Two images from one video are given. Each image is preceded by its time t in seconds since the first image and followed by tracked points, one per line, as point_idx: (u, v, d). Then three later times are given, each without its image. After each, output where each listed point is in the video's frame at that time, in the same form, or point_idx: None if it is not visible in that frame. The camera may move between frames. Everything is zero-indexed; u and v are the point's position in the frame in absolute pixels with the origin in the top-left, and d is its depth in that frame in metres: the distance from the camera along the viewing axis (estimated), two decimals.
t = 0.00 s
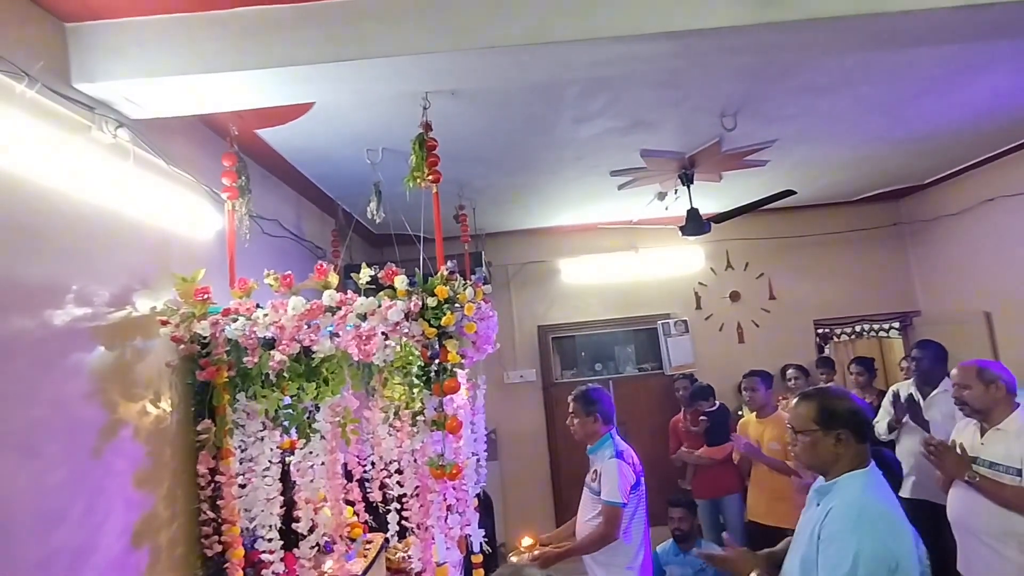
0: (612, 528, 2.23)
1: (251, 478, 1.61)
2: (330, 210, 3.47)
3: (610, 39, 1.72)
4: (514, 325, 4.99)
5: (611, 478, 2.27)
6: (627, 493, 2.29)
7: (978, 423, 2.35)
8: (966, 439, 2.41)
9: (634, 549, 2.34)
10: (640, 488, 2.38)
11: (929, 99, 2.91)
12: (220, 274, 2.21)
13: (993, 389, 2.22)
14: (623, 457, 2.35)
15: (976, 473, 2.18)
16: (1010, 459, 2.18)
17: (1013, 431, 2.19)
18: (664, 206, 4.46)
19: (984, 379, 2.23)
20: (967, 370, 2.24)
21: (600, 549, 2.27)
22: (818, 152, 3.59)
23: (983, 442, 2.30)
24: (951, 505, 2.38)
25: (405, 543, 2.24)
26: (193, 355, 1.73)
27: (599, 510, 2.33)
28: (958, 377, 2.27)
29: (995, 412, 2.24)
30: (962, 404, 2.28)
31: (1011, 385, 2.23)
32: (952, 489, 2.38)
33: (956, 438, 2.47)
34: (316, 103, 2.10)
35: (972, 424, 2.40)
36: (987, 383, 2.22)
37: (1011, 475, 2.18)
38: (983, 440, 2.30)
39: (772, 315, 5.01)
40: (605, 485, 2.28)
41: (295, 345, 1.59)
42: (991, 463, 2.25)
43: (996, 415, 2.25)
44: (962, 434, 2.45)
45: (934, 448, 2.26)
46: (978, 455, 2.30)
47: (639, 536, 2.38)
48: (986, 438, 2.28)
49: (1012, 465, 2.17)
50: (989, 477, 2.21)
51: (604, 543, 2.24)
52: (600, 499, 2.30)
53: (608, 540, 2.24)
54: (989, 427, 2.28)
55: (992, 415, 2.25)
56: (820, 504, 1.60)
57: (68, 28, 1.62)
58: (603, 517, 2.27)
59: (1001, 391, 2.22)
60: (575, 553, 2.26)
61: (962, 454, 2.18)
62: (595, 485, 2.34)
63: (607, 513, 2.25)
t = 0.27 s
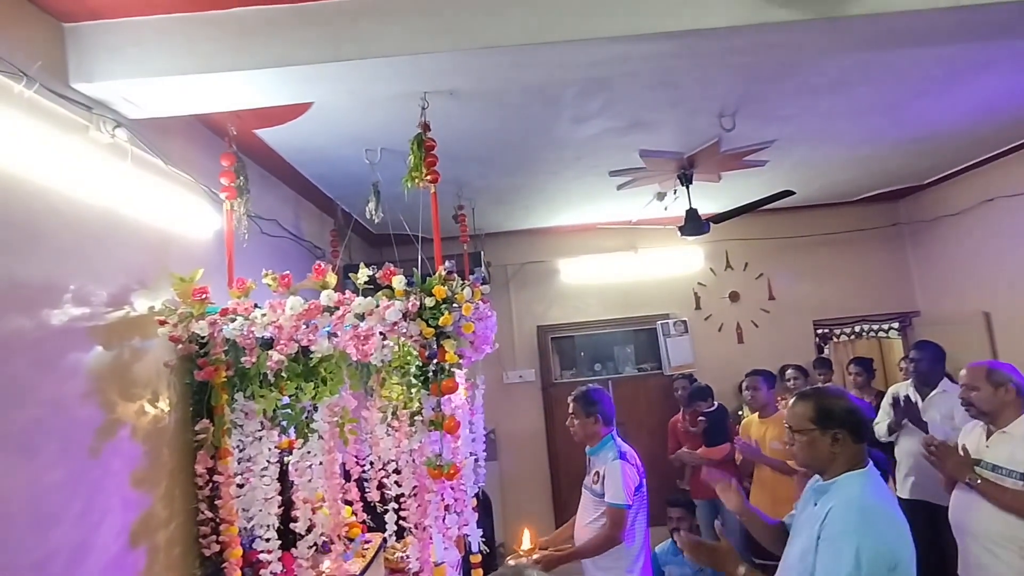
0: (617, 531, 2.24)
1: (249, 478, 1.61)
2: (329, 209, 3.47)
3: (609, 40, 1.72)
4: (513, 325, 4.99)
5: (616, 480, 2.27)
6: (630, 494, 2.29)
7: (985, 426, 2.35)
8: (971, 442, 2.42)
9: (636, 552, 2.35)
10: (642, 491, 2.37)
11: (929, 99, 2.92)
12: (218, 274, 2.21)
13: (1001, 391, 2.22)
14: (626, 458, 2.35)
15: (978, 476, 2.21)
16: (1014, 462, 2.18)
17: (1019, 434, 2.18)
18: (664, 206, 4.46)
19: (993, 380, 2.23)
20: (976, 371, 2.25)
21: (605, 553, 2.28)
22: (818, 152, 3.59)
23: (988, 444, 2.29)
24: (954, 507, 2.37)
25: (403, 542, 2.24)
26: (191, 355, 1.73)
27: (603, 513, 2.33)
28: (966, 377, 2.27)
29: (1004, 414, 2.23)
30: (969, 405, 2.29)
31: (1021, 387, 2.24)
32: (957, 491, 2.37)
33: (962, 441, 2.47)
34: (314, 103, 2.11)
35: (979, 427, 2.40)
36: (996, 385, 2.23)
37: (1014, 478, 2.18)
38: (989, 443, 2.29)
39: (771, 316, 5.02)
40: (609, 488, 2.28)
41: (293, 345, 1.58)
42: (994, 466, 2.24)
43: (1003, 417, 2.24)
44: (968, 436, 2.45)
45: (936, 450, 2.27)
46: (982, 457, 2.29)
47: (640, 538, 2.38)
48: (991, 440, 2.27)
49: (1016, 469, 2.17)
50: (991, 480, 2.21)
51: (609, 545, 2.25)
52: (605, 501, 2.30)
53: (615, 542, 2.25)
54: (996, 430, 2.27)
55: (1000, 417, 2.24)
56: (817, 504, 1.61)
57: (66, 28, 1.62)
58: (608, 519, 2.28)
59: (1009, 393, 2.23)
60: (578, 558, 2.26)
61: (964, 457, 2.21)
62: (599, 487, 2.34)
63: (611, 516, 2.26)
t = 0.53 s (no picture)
0: (614, 534, 2.25)
1: (243, 477, 1.61)
2: (326, 209, 3.47)
3: (605, 41, 1.72)
4: (510, 325, 4.99)
5: (614, 482, 2.28)
6: (628, 497, 2.30)
7: (985, 428, 2.35)
8: (970, 444, 2.42)
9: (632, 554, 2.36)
10: (640, 493, 2.37)
11: (924, 101, 2.93)
12: (214, 274, 2.21)
13: (1003, 393, 2.21)
14: (625, 460, 2.35)
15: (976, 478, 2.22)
16: (1012, 465, 2.17)
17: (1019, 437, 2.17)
18: (660, 206, 4.47)
19: (994, 382, 2.23)
20: (978, 373, 2.27)
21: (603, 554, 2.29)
22: (814, 153, 3.60)
23: (989, 447, 2.28)
24: (952, 511, 2.39)
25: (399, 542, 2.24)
26: (186, 354, 1.73)
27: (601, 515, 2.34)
28: (968, 379, 2.29)
29: (1005, 416, 2.22)
30: (971, 406, 2.29)
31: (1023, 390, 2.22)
32: (955, 494, 2.38)
33: (963, 443, 2.47)
34: (310, 103, 2.11)
35: (980, 429, 2.40)
36: (997, 387, 2.22)
37: (1012, 482, 2.17)
38: (989, 445, 2.28)
39: (767, 316, 5.03)
40: (608, 490, 2.29)
41: (287, 344, 1.59)
42: (993, 469, 2.23)
43: (1005, 420, 2.23)
44: (968, 439, 2.45)
45: (933, 452, 2.29)
46: (981, 460, 2.29)
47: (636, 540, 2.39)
48: (991, 443, 2.26)
49: (1014, 472, 2.16)
50: (990, 483, 2.21)
51: (608, 547, 2.26)
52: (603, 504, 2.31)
53: (613, 545, 2.26)
54: (997, 432, 2.26)
55: (1001, 419, 2.23)
56: (808, 499, 1.61)
57: (61, 27, 1.62)
58: (605, 521, 2.29)
59: (1011, 395, 2.21)
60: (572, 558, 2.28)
61: (961, 459, 2.23)
62: (597, 489, 2.35)
63: (609, 518, 2.26)
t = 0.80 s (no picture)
0: (604, 534, 2.25)
1: (236, 475, 1.60)
2: (321, 207, 3.47)
3: (600, 41, 1.73)
4: (505, 325, 4.99)
5: (607, 484, 2.28)
6: (621, 498, 2.30)
7: (978, 430, 2.34)
8: (963, 446, 2.40)
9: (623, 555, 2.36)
10: (632, 495, 2.38)
11: (919, 104, 2.94)
12: (207, 272, 2.21)
13: (998, 397, 2.23)
14: (618, 462, 2.35)
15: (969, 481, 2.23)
16: (1006, 470, 2.19)
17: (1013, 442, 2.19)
18: (656, 207, 4.48)
19: (991, 386, 2.24)
20: (974, 376, 2.26)
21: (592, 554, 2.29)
22: (809, 156, 3.62)
23: (981, 450, 2.29)
24: (944, 514, 2.40)
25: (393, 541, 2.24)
26: (179, 352, 1.72)
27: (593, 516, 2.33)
28: (964, 382, 2.28)
29: (1000, 420, 2.24)
30: (966, 410, 2.30)
31: (1019, 394, 2.24)
32: (946, 497, 2.40)
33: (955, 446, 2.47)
34: (305, 101, 2.11)
35: (973, 431, 2.39)
36: (993, 391, 2.23)
37: (1006, 486, 2.18)
38: (982, 449, 2.30)
39: (763, 318, 5.04)
40: (600, 491, 2.29)
41: (281, 343, 1.58)
42: (986, 473, 2.25)
43: (1000, 423, 2.25)
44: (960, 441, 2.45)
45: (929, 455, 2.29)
46: (973, 464, 2.31)
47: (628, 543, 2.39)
48: (985, 447, 2.27)
49: (1008, 477, 2.18)
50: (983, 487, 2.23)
51: (594, 547, 2.25)
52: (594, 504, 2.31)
53: (602, 544, 2.25)
54: (991, 436, 2.28)
55: (996, 423, 2.25)
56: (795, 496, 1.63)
57: (56, 23, 1.62)
58: (596, 522, 2.28)
59: (1007, 399, 2.23)
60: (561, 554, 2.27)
61: (956, 462, 2.23)
62: (590, 489, 2.35)
63: (600, 519, 2.26)
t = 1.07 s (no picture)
0: (583, 533, 2.26)
1: (223, 475, 1.60)
2: (313, 206, 3.45)
3: (591, 42, 1.73)
4: (497, 325, 4.99)
5: (592, 484, 2.29)
6: (605, 499, 2.30)
7: (962, 432, 2.37)
8: (949, 448, 2.44)
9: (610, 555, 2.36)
10: (618, 495, 2.39)
11: (908, 108, 2.96)
12: (196, 270, 2.19)
13: (980, 401, 2.24)
14: (605, 463, 2.36)
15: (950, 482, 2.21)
16: (986, 471, 2.21)
17: (995, 444, 2.21)
18: (648, 208, 4.49)
19: (974, 389, 2.25)
20: (959, 379, 2.26)
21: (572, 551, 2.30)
22: (800, 159, 3.63)
23: (964, 451, 2.32)
24: (927, 512, 2.42)
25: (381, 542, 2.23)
26: (166, 350, 1.71)
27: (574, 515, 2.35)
28: (948, 384, 2.29)
29: (982, 423, 2.25)
30: (950, 412, 2.32)
31: (1001, 397, 2.25)
32: (930, 497, 2.41)
33: (942, 447, 2.51)
34: (296, 99, 2.10)
35: (958, 433, 2.42)
36: (976, 393, 2.24)
37: (985, 487, 2.20)
38: (965, 449, 2.32)
39: (754, 320, 5.06)
40: (584, 491, 2.30)
41: (269, 342, 1.58)
42: (967, 474, 2.27)
43: (983, 425, 2.26)
44: (947, 443, 2.48)
45: (912, 456, 2.27)
46: (956, 464, 2.33)
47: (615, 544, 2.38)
48: (968, 448, 2.29)
49: (988, 478, 2.20)
50: (964, 488, 2.24)
51: (574, 545, 2.27)
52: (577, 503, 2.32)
53: (577, 543, 2.27)
54: (974, 438, 2.29)
55: (978, 426, 2.26)
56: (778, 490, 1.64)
57: (43, 19, 1.61)
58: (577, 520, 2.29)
59: (989, 403, 2.24)
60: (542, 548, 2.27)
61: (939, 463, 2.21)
62: (572, 489, 2.37)
63: (581, 518, 2.28)
